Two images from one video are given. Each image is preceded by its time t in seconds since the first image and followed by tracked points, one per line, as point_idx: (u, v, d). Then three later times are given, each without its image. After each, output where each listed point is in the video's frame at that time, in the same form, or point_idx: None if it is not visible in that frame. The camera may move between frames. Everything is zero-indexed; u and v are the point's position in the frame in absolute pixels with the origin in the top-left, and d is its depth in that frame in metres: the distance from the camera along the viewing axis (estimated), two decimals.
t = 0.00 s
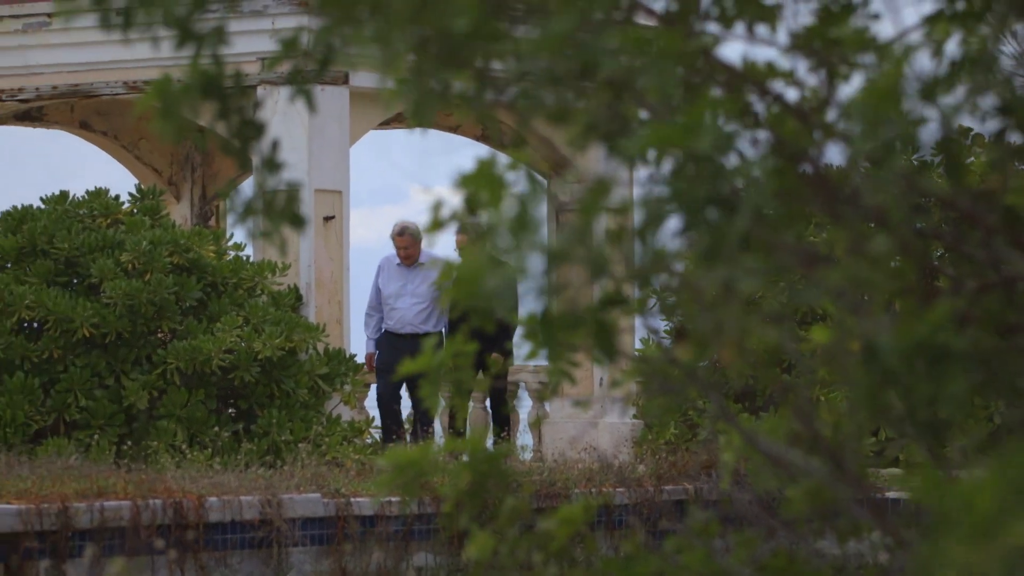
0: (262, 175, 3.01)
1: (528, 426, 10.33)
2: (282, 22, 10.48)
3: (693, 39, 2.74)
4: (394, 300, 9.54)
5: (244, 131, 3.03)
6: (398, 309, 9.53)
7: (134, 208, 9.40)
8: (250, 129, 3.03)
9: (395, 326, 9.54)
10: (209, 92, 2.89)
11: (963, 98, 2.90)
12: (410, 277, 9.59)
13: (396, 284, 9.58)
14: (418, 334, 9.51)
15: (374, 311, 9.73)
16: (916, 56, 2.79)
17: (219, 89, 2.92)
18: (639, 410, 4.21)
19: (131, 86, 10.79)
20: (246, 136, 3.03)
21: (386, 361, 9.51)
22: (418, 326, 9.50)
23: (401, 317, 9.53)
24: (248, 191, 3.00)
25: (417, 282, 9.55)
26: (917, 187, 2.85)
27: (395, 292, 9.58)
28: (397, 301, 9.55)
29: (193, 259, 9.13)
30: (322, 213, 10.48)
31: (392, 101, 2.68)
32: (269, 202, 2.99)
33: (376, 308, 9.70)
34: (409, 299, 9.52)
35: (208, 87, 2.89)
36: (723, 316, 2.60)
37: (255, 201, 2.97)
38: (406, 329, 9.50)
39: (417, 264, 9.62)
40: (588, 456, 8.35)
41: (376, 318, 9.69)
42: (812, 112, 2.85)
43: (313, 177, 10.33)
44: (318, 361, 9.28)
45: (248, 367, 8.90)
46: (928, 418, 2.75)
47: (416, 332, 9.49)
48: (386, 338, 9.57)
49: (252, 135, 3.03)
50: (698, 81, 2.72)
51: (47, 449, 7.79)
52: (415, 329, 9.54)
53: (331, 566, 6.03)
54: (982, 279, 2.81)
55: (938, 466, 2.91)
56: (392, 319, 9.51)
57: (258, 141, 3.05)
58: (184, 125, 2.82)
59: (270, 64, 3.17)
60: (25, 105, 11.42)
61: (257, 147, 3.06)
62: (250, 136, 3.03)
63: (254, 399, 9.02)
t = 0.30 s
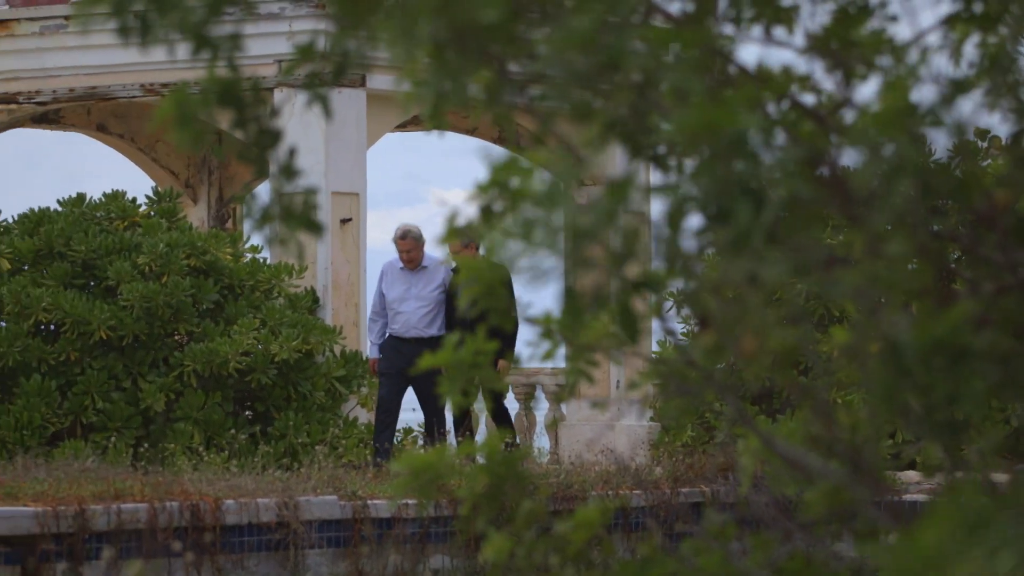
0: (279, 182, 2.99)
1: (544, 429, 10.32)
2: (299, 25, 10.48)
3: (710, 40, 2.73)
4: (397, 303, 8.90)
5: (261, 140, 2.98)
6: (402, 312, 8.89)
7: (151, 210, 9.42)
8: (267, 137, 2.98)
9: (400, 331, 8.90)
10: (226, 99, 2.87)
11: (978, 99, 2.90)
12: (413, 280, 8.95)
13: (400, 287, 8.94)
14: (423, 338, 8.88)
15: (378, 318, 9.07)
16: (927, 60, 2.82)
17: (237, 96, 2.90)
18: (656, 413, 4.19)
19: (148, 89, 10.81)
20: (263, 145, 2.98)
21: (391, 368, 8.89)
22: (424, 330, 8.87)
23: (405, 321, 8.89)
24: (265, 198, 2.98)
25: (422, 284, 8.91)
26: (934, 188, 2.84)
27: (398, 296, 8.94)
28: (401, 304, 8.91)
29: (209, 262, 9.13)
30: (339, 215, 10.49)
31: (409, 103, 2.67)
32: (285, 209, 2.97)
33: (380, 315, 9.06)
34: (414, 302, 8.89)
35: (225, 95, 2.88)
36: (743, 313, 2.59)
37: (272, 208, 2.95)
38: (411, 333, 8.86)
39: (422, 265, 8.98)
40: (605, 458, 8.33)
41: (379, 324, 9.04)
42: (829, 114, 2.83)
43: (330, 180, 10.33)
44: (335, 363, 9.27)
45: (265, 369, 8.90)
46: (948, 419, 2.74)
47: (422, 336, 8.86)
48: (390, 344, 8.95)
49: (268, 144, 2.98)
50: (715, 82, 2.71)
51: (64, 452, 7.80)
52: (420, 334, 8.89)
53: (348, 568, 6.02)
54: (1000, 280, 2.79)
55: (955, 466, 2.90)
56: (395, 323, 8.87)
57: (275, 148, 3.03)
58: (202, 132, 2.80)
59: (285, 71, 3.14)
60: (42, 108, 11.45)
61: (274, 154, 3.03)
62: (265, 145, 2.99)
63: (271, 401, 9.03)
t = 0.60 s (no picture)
0: (294, 181, 2.96)
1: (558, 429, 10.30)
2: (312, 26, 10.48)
3: (724, 42, 2.72)
4: (384, 302, 8.78)
5: (274, 139, 2.98)
6: (389, 311, 8.77)
7: (165, 211, 9.44)
8: (282, 135, 2.98)
9: (389, 330, 8.77)
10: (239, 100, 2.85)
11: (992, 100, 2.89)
12: (400, 279, 8.82)
13: (388, 286, 8.82)
14: (413, 337, 8.74)
15: (368, 317, 8.96)
16: (940, 60, 2.80)
17: (250, 97, 2.89)
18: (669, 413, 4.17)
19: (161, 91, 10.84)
20: (278, 143, 2.98)
21: (384, 370, 8.77)
22: (413, 328, 8.73)
23: (394, 320, 8.76)
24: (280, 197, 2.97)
25: (410, 283, 8.79)
26: (949, 189, 2.82)
27: (387, 295, 8.81)
28: (390, 304, 8.78)
29: (223, 263, 9.14)
30: (352, 216, 10.48)
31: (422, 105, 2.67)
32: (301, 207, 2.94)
33: (370, 314, 8.94)
34: (402, 300, 8.76)
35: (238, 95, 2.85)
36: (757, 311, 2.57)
37: (285, 206, 2.92)
38: (399, 331, 8.73)
39: (410, 263, 8.85)
40: (619, 459, 8.30)
41: (371, 325, 8.91)
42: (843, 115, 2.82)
43: (344, 181, 10.33)
44: (348, 364, 9.26)
45: (279, 370, 8.90)
46: (964, 420, 2.72)
47: (411, 334, 8.72)
48: (382, 345, 8.81)
49: (283, 143, 2.98)
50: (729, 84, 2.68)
51: (77, 453, 7.81)
52: (409, 332, 8.76)
53: (362, 570, 6.01)
54: (1014, 281, 2.77)
55: (971, 468, 2.88)
56: (384, 322, 8.76)
57: (289, 148, 3.01)
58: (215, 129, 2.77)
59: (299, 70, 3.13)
60: (56, 109, 11.47)
61: (289, 152, 3.02)
62: (281, 142, 2.99)
63: (285, 402, 9.03)
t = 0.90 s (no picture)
0: (307, 173, 2.95)
1: (571, 429, 10.29)
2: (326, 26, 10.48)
3: (737, 42, 2.71)
4: (379, 300, 8.54)
5: (288, 130, 2.96)
6: (383, 309, 8.53)
7: (178, 211, 9.45)
8: (295, 128, 2.96)
9: (383, 329, 8.54)
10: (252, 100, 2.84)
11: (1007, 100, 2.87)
12: (395, 277, 8.56)
13: (381, 285, 8.57)
14: (407, 336, 8.51)
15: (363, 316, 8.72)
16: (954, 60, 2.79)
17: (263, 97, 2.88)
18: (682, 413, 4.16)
19: (174, 91, 10.89)
20: (291, 135, 2.96)
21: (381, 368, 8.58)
22: (406, 327, 8.50)
23: (388, 319, 8.54)
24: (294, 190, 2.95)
25: (403, 282, 8.53)
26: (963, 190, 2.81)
27: (380, 295, 8.56)
28: (384, 303, 8.54)
29: (237, 263, 9.14)
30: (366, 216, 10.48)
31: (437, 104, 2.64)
32: (315, 200, 2.93)
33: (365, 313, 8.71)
34: (395, 299, 8.51)
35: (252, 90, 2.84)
36: (768, 312, 2.55)
37: (299, 199, 2.91)
38: (393, 330, 8.50)
39: (404, 261, 8.58)
40: (632, 460, 8.29)
41: (366, 323, 8.68)
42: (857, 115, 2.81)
43: (357, 180, 10.33)
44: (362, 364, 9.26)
45: (292, 370, 8.90)
46: (978, 422, 2.70)
47: (405, 333, 8.49)
48: (378, 344, 8.61)
49: (297, 135, 2.96)
50: (743, 83, 2.67)
51: (91, 454, 7.83)
52: (403, 331, 8.53)
53: (375, 570, 6.01)
54: None
55: (985, 469, 2.86)
56: (378, 321, 8.53)
57: (303, 140, 3.00)
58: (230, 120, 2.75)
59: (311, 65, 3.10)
60: (69, 109, 11.50)
61: (302, 145, 3.01)
62: (295, 133, 2.97)
63: (298, 402, 9.03)
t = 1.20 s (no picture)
0: (320, 171, 2.93)
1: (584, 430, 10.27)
2: (338, 25, 10.49)
3: (749, 42, 2.69)
4: (378, 303, 8.47)
5: (300, 129, 2.94)
6: (382, 312, 8.46)
7: (191, 211, 9.46)
8: (307, 125, 2.94)
9: (382, 331, 8.47)
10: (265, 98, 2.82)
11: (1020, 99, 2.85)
12: (395, 280, 8.49)
13: (381, 287, 8.49)
14: (404, 339, 8.42)
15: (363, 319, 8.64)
16: (968, 60, 2.77)
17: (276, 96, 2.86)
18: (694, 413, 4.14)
19: (187, 91, 10.92)
20: (303, 133, 2.94)
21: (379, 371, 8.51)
22: (404, 330, 8.41)
23: (386, 322, 8.47)
24: (306, 188, 2.93)
25: (403, 284, 8.45)
26: (975, 189, 2.79)
27: (380, 296, 8.49)
28: (383, 305, 8.47)
29: (249, 263, 9.15)
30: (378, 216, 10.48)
31: (449, 104, 2.63)
32: (327, 196, 2.90)
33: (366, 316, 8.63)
34: (394, 301, 8.44)
35: (264, 88, 2.82)
36: (772, 313, 2.53)
37: (312, 196, 2.89)
38: (392, 333, 8.42)
39: (404, 263, 8.50)
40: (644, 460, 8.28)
41: (366, 325, 8.60)
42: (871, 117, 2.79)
43: (369, 180, 10.34)
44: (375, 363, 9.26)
45: (305, 370, 8.89)
46: (992, 423, 2.69)
47: (402, 336, 8.41)
48: (377, 346, 8.53)
49: (309, 133, 2.94)
50: (758, 82, 2.65)
51: (104, 454, 7.84)
52: (402, 334, 8.44)
53: (388, 570, 6.01)
54: None
55: (998, 469, 2.84)
56: (377, 323, 8.46)
57: (315, 137, 2.97)
58: (240, 121, 2.73)
59: (324, 63, 3.08)
60: (82, 109, 11.51)
61: (314, 143, 2.98)
62: (306, 132, 2.95)
63: (311, 403, 9.02)
